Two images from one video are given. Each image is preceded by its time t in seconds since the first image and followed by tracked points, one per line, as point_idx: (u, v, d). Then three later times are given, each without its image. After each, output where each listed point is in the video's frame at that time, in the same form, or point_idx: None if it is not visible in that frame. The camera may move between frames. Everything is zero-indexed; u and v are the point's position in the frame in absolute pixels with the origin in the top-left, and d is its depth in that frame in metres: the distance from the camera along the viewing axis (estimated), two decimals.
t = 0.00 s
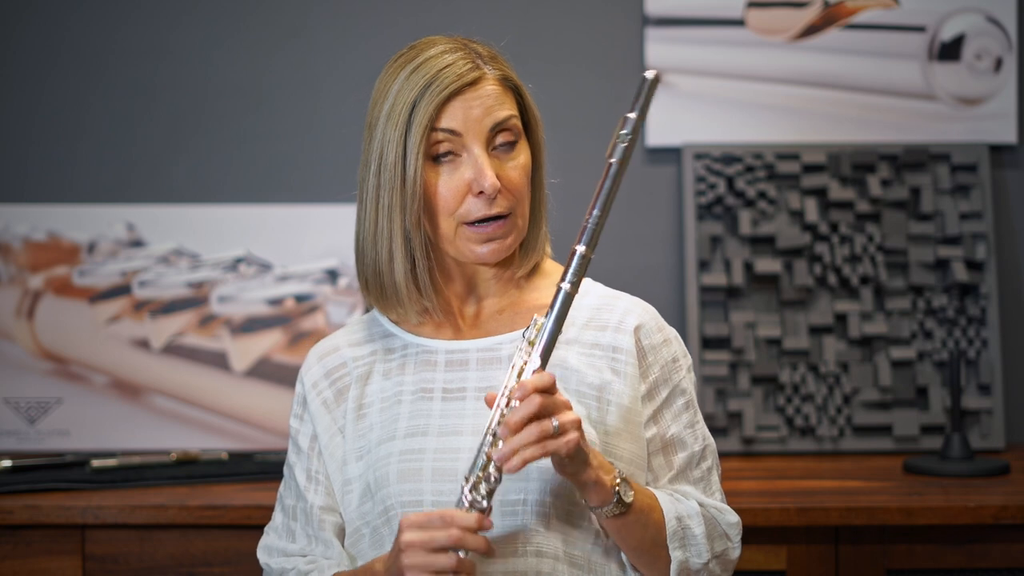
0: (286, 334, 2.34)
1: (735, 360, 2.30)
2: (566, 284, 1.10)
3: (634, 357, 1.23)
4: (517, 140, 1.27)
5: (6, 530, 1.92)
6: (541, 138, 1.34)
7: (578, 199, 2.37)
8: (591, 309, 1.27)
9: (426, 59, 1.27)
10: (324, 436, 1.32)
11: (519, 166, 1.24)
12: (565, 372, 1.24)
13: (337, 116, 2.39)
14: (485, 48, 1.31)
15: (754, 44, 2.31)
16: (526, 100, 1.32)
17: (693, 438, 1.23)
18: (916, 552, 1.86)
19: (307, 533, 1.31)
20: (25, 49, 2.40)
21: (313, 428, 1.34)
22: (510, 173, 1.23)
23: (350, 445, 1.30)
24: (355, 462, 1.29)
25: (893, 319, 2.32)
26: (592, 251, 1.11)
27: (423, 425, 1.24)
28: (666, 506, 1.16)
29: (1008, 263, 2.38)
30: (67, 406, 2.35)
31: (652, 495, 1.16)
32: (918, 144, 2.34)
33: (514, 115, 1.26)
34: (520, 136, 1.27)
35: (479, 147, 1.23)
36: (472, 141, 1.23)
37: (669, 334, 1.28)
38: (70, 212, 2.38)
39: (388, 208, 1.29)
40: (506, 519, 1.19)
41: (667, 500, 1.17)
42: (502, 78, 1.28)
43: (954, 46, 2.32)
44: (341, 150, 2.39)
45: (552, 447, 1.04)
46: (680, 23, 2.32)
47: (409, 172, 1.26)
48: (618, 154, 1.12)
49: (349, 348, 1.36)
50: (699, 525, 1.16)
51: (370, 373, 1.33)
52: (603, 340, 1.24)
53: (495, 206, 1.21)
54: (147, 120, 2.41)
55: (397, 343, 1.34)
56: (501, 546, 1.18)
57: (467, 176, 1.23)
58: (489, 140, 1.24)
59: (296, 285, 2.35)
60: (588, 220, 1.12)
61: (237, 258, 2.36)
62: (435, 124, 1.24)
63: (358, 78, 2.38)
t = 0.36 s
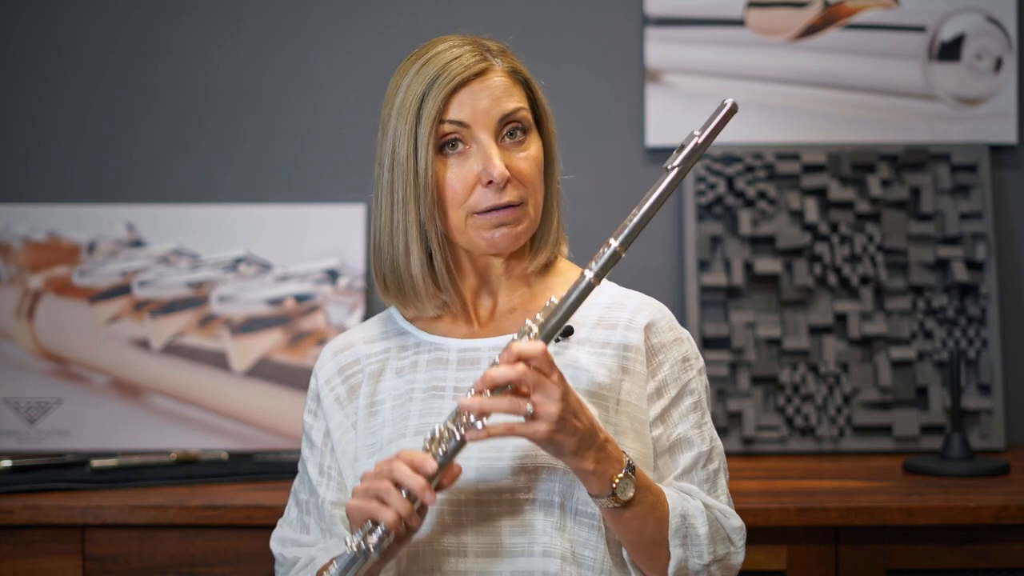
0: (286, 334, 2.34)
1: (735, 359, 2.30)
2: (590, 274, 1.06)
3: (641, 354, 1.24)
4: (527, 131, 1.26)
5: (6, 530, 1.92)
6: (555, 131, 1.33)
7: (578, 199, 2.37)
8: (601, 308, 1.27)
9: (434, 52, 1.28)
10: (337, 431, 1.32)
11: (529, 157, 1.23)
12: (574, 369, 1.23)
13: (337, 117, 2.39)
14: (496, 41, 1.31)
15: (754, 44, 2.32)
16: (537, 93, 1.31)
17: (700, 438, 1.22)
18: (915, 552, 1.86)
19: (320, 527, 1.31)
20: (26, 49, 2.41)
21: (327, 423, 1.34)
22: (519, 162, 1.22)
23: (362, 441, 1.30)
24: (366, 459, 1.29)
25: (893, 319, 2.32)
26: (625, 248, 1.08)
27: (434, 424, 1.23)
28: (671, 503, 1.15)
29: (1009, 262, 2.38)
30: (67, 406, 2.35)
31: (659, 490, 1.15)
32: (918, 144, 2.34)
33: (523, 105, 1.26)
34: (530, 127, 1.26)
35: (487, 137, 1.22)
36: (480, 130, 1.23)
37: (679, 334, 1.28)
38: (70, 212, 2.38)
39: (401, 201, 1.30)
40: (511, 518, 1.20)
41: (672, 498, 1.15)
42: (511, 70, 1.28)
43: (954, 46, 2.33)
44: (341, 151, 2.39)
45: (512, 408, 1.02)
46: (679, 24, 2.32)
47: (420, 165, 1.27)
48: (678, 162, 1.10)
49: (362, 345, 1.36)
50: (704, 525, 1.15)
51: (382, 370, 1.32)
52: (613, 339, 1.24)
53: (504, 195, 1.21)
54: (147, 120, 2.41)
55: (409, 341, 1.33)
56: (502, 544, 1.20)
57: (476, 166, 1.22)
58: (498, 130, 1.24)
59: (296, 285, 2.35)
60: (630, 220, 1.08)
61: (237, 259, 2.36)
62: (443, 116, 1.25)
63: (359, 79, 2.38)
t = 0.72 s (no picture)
0: (286, 334, 2.34)
1: (735, 359, 2.30)
2: (580, 307, 1.09)
3: (648, 358, 1.23)
4: (500, 139, 1.25)
5: (6, 530, 1.92)
6: (543, 125, 1.31)
7: (578, 198, 2.37)
8: (611, 309, 1.28)
9: (398, 76, 1.29)
10: (356, 413, 1.34)
11: (501, 167, 1.23)
12: (580, 371, 1.26)
13: (337, 116, 2.39)
14: (465, 51, 1.31)
15: (754, 44, 2.31)
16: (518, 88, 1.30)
17: (706, 444, 1.20)
18: (916, 552, 1.86)
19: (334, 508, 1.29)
20: (26, 49, 2.41)
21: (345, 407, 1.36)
22: (488, 174, 1.22)
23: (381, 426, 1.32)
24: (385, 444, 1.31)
25: (893, 319, 2.32)
26: (613, 284, 1.11)
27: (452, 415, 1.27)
28: (676, 521, 1.15)
29: (1009, 263, 2.38)
30: (67, 406, 2.35)
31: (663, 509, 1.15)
32: (918, 144, 2.34)
33: (489, 115, 1.25)
34: (503, 133, 1.25)
35: (454, 155, 1.23)
36: (447, 149, 1.24)
37: (689, 336, 1.26)
38: (70, 213, 2.38)
39: (384, 238, 1.34)
40: (519, 518, 1.21)
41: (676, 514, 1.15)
42: (475, 79, 1.27)
43: (954, 46, 2.33)
44: (341, 151, 2.39)
45: (502, 442, 1.00)
46: (680, 24, 2.32)
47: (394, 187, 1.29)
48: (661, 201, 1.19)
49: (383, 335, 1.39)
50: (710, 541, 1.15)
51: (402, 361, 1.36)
52: (621, 341, 1.25)
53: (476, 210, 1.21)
54: (147, 120, 2.41)
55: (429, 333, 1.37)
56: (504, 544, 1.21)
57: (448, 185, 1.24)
58: (467, 144, 1.24)
59: (296, 284, 2.35)
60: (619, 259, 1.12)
61: (237, 258, 2.36)
62: (411, 140, 1.26)
63: (359, 79, 2.38)
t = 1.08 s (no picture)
0: (286, 333, 2.34)
1: (735, 359, 2.30)
2: (603, 310, 1.12)
3: (654, 360, 1.24)
4: (503, 144, 1.25)
5: (6, 530, 1.92)
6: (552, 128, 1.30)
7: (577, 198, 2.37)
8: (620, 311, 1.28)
9: (405, 77, 1.30)
10: (356, 419, 1.37)
11: (504, 172, 1.23)
12: (587, 372, 1.25)
13: (337, 116, 2.39)
14: (473, 53, 1.30)
15: (754, 44, 2.31)
16: (527, 90, 1.30)
17: (716, 446, 1.20)
18: (916, 552, 1.86)
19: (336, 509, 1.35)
20: (26, 49, 2.41)
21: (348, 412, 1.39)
22: (490, 179, 1.23)
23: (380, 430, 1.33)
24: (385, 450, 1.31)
25: (893, 319, 2.32)
26: (639, 288, 1.13)
27: (451, 419, 1.26)
28: (687, 520, 1.15)
29: (1008, 263, 2.38)
30: (67, 406, 2.35)
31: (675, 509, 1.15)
32: (918, 144, 2.34)
33: (492, 119, 1.25)
34: (507, 138, 1.25)
35: (456, 160, 1.24)
36: (450, 154, 1.24)
37: (698, 338, 1.27)
38: (70, 213, 2.38)
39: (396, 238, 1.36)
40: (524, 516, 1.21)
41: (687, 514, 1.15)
42: (480, 83, 1.27)
43: (954, 46, 2.33)
44: (341, 151, 2.39)
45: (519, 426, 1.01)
46: (680, 23, 2.32)
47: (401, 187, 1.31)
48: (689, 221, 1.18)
49: (388, 341, 1.41)
50: (721, 541, 1.15)
51: (405, 365, 1.37)
52: (628, 343, 1.25)
53: (478, 216, 1.22)
54: (147, 120, 2.41)
55: (432, 337, 1.36)
56: (512, 544, 1.20)
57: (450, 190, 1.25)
58: (470, 149, 1.24)
59: (296, 284, 2.35)
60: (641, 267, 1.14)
61: (237, 258, 2.36)
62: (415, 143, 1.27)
63: (359, 79, 2.38)
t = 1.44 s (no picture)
0: (286, 333, 2.34)
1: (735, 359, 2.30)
2: (613, 293, 1.16)
3: (666, 356, 1.24)
4: (529, 117, 1.31)
5: (6, 530, 1.92)
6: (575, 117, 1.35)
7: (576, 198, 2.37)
8: (632, 310, 1.28)
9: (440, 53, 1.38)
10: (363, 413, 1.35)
11: (527, 139, 1.28)
12: (598, 368, 1.24)
13: (337, 115, 2.39)
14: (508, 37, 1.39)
15: (754, 44, 2.31)
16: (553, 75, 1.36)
17: (726, 445, 1.20)
18: (915, 552, 1.86)
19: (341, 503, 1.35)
20: (25, 49, 2.41)
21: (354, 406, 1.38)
22: (513, 144, 1.28)
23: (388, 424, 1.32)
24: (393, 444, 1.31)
25: (893, 319, 2.32)
26: (648, 274, 1.16)
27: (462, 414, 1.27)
28: (693, 515, 1.15)
29: (1008, 262, 2.38)
30: (67, 406, 2.35)
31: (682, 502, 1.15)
32: (918, 144, 2.34)
33: (520, 91, 1.31)
34: (532, 113, 1.31)
35: (482, 125, 1.30)
36: (476, 118, 1.30)
37: (709, 337, 1.27)
38: (70, 212, 2.38)
39: (415, 210, 1.40)
40: (535, 517, 1.21)
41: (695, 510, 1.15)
42: (510, 58, 1.34)
43: (954, 46, 2.32)
44: (340, 151, 2.39)
45: (534, 415, 1.01)
46: (679, 23, 2.32)
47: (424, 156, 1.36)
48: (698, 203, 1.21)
49: (397, 335, 1.40)
50: (727, 537, 1.15)
51: (413, 359, 1.35)
52: (640, 340, 1.25)
53: (498, 177, 1.26)
54: (147, 120, 2.41)
55: (443, 332, 1.36)
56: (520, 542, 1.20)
57: (472, 153, 1.29)
58: (495, 117, 1.30)
59: (296, 284, 2.35)
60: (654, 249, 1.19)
61: (237, 258, 2.36)
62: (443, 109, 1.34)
63: (358, 79, 2.38)
